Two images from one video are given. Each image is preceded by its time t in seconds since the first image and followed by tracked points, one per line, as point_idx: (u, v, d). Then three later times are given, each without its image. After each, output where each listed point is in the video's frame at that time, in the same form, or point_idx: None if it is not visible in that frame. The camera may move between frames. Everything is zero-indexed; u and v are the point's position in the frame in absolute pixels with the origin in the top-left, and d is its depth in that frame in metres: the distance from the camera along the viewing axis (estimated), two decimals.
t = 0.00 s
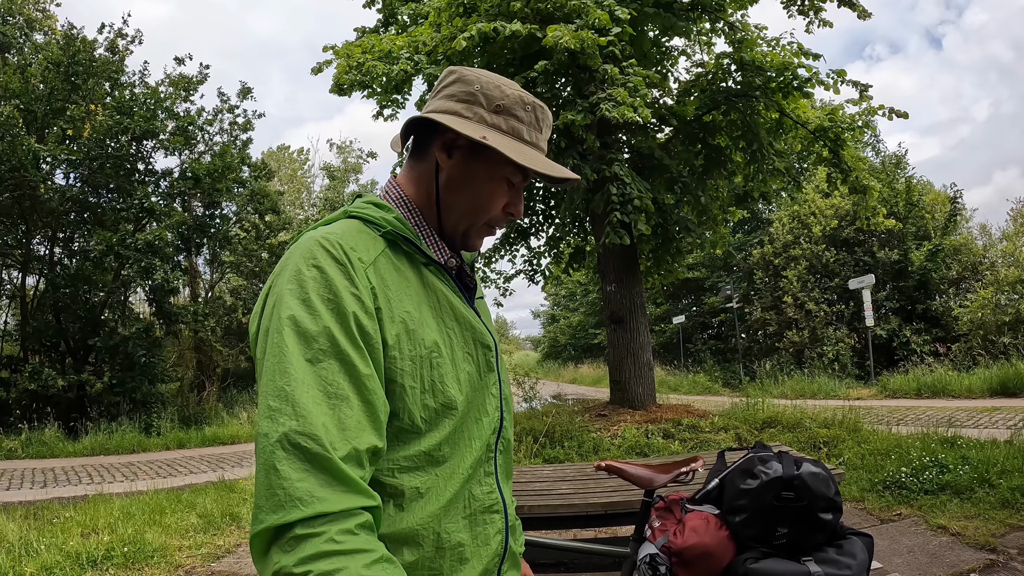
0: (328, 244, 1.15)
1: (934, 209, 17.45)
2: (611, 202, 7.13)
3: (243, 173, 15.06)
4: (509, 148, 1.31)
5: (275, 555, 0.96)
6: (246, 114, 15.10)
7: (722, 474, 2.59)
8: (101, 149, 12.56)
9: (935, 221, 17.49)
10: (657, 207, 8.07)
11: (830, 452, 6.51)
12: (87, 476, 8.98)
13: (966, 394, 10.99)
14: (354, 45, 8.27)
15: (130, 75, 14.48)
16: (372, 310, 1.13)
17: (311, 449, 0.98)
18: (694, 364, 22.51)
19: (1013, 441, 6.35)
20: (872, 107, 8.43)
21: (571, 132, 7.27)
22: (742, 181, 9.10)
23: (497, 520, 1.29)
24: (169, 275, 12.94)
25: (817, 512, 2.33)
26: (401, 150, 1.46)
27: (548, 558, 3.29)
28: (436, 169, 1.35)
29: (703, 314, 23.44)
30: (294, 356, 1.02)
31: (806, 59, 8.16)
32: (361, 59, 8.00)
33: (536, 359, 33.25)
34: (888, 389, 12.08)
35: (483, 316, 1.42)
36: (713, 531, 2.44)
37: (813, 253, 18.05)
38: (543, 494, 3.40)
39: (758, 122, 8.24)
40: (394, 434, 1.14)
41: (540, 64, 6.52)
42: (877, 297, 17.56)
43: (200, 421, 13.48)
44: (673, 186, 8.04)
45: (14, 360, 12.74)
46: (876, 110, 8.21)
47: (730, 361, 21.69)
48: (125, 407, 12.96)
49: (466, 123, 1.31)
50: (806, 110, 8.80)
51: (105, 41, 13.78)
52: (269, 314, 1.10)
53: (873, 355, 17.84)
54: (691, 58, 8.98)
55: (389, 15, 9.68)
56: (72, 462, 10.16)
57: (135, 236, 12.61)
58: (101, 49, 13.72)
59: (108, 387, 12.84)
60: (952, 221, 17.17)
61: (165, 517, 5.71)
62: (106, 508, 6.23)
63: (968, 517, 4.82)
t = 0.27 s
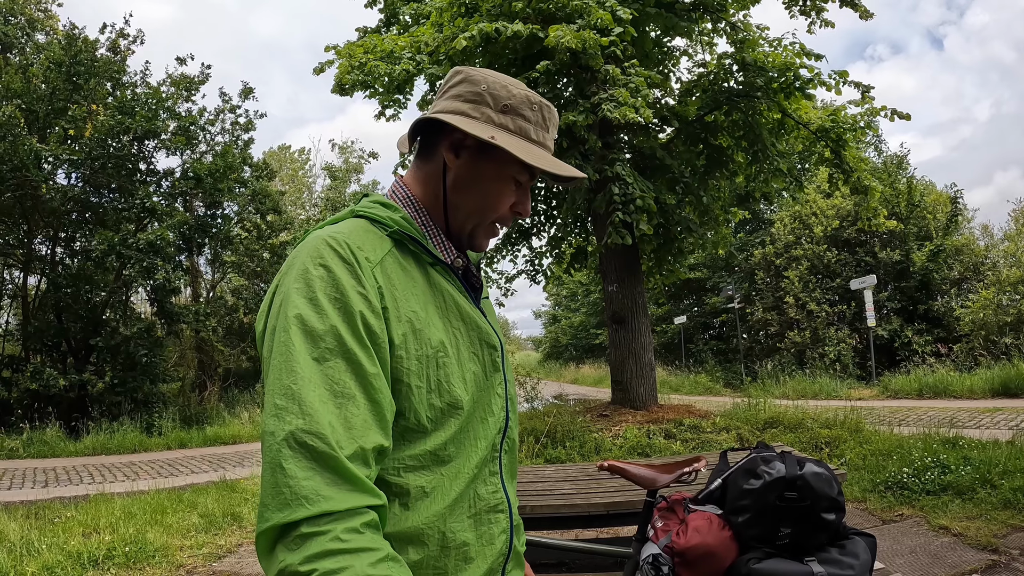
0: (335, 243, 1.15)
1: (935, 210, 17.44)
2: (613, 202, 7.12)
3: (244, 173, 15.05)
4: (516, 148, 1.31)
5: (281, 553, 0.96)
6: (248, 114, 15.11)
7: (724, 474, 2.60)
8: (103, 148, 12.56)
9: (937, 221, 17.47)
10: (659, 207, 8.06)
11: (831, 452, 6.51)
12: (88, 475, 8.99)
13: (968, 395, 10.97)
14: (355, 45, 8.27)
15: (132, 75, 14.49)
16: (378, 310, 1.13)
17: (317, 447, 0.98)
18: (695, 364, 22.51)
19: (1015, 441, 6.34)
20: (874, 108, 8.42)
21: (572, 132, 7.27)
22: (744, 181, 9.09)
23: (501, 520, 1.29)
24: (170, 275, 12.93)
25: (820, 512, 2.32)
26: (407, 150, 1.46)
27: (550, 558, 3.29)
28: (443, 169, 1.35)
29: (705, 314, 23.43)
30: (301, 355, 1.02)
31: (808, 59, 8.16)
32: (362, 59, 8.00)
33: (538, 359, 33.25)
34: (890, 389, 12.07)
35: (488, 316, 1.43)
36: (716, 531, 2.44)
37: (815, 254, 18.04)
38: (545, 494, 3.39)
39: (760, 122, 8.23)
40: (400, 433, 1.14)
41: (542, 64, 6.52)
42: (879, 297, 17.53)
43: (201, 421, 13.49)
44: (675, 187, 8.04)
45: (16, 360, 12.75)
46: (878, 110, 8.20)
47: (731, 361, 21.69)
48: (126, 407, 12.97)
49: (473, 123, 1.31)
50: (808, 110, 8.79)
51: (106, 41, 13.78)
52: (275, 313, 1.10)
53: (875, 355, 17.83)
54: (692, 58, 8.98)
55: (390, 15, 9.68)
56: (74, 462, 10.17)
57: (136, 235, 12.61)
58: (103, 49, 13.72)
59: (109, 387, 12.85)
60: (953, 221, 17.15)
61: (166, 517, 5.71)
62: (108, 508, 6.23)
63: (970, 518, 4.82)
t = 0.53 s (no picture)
0: (335, 242, 1.14)
1: (936, 210, 17.42)
2: (614, 202, 7.12)
3: (245, 173, 15.05)
4: (516, 146, 1.31)
5: (282, 551, 0.96)
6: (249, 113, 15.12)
7: (725, 474, 2.60)
8: (104, 148, 12.57)
9: (938, 222, 17.46)
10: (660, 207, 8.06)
11: (832, 452, 6.50)
12: (89, 475, 8.99)
13: (969, 396, 10.96)
14: (356, 45, 8.27)
15: (133, 75, 14.49)
16: (379, 308, 1.13)
17: (317, 445, 0.98)
18: (696, 364, 22.50)
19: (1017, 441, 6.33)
20: (876, 108, 8.42)
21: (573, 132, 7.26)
22: (745, 182, 9.09)
23: (502, 518, 1.29)
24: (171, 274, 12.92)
25: (821, 512, 2.32)
26: (406, 149, 1.46)
27: (551, 558, 3.28)
28: (443, 167, 1.35)
29: (706, 314, 23.42)
30: (301, 354, 1.02)
31: (809, 59, 8.15)
32: (363, 59, 8.00)
33: (539, 359, 33.24)
34: (891, 390, 12.06)
35: (488, 315, 1.42)
36: (717, 531, 2.44)
37: (816, 254, 18.02)
38: (545, 494, 3.39)
39: (761, 123, 8.23)
40: (400, 432, 1.14)
41: (544, 65, 6.52)
42: (880, 298, 17.51)
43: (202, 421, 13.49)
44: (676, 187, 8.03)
45: (17, 360, 12.76)
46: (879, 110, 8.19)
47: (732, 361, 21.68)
48: (127, 407, 12.98)
49: (473, 122, 1.31)
50: (810, 110, 8.77)
51: (108, 40, 13.79)
52: (276, 312, 1.10)
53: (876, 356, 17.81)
54: (694, 59, 8.97)
55: (391, 15, 9.68)
56: (75, 461, 10.17)
57: (137, 235, 12.60)
58: (104, 48, 13.73)
59: (110, 387, 12.85)
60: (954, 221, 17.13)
61: (166, 517, 5.71)
62: (108, 507, 6.23)
63: (971, 518, 4.82)
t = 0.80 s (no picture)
0: (336, 241, 1.15)
1: (938, 210, 17.40)
2: (615, 202, 7.12)
3: (246, 173, 15.05)
4: (518, 144, 1.31)
5: (281, 551, 0.96)
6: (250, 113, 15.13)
7: (726, 474, 2.59)
8: (105, 148, 12.58)
9: (939, 222, 17.45)
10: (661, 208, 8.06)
11: (834, 453, 6.50)
12: (90, 475, 8.99)
13: (970, 396, 10.95)
14: (357, 45, 8.27)
15: (134, 75, 14.51)
16: (379, 307, 1.13)
17: (317, 444, 0.98)
18: (697, 365, 22.49)
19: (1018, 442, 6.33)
20: (877, 108, 8.41)
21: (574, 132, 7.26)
22: (746, 182, 9.08)
23: (502, 518, 1.29)
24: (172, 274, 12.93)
25: (823, 513, 2.32)
26: (407, 152, 1.46)
27: (551, 558, 3.27)
28: (445, 168, 1.35)
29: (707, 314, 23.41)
30: (301, 353, 1.02)
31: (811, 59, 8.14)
32: (364, 58, 8.00)
33: (540, 360, 33.24)
34: (892, 390, 12.06)
35: (490, 315, 1.42)
36: (718, 531, 2.43)
37: (817, 254, 18.01)
38: (546, 494, 3.39)
39: (762, 123, 8.23)
40: (401, 432, 1.14)
41: (544, 65, 6.52)
42: (881, 298, 17.50)
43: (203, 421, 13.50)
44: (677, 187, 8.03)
45: (18, 360, 12.77)
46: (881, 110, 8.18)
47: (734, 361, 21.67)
48: (128, 407, 12.99)
49: (472, 121, 1.31)
50: (811, 110, 8.78)
51: (109, 41, 13.81)
52: (276, 311, 1.10)
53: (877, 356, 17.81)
54: (695, 59, 8.97)
55: (392, 15, 9.69)
56: (76, 461, 10.18)
57: (138, 235, 12.61)
58: (105, 49, 13.75)
59: (111, 387, 12.86)
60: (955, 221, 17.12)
61: (167, 517, 5.71)
62: (109, 507, 6.23)
63: (972, 519, 4.81)
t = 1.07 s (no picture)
0: (339, 244, 1.15)
1: (938, 210, 17.39)
2: (616, 203, 7.11)
3: (247, 173, 15.06)
4: (518, 143, 1.31)
5: (285, 554, 0.97)
6: (250, 114, 15.16)
7: (728, 476, 2.60)
8: (107, 149, 12.57)
9: (940, 222, 17.44)
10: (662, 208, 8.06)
11: (835, 453, 6.49)
12: (91, 475, 9.00)
13: (972, 396, 10.94)
14: (358, 46, 8.27)
15: (135, 75, 14.53)
16: (383, 310, 1.13)
17: (322, 448, 0.98)
18: (698, 365, 22.49)
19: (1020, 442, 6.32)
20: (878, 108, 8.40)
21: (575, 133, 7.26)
22: (747, 182, 9.08)
23: (507, 520, 1.28)
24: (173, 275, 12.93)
25: (825, 515, 2.32)
26: (407, 156, 1.46)
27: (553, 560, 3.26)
28: (446, 170, 1.36)
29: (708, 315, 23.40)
30: (304, 356, 1.02)
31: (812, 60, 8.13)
32: (365, 59, 8.00)
33: (541, 360, 33.25)
34: (893, 390, 12.06)
35: (496, 316, 1.43)
36: (721, 533, 2.43)
37: (818, 255, 18.02)
38: (548, 496, 3.39)
39: (763, 124, 8.23)
40: (405, 434, 1.14)
41: (546, 65, 6.53)
42: (882, 298, 17.49)
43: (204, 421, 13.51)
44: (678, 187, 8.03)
45: (19, 360, 12.78)
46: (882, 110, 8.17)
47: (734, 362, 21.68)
48: (129, 407, 13.01)
49: (472, 122, 1.31)
50: (812, 110, 8.77)
51: (110, 41, 13.82)
52: (280, 314, 1.10)
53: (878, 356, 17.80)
54: (696, 59, 8.97)
55: (393, 16, 9.70)
56: (77, 462, 10.19)
57: (139, 236, 12.61)
58: (106, 49, 13.76)
59: (112, 387, 12.87)
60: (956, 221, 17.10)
61: (168, 517, 5.72)
62: (110, 508, 6.24)
63: (974, 520, 4.81)
